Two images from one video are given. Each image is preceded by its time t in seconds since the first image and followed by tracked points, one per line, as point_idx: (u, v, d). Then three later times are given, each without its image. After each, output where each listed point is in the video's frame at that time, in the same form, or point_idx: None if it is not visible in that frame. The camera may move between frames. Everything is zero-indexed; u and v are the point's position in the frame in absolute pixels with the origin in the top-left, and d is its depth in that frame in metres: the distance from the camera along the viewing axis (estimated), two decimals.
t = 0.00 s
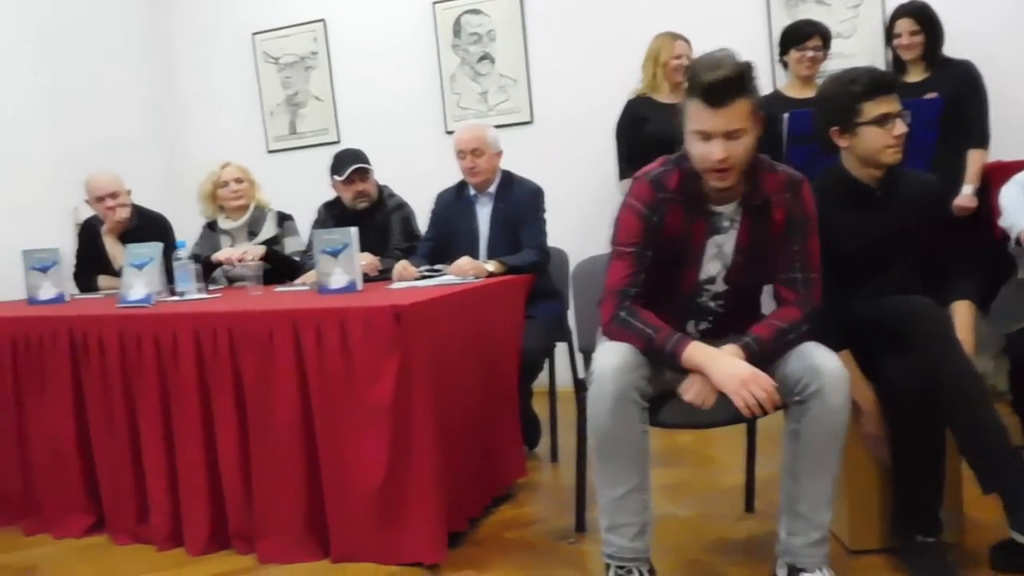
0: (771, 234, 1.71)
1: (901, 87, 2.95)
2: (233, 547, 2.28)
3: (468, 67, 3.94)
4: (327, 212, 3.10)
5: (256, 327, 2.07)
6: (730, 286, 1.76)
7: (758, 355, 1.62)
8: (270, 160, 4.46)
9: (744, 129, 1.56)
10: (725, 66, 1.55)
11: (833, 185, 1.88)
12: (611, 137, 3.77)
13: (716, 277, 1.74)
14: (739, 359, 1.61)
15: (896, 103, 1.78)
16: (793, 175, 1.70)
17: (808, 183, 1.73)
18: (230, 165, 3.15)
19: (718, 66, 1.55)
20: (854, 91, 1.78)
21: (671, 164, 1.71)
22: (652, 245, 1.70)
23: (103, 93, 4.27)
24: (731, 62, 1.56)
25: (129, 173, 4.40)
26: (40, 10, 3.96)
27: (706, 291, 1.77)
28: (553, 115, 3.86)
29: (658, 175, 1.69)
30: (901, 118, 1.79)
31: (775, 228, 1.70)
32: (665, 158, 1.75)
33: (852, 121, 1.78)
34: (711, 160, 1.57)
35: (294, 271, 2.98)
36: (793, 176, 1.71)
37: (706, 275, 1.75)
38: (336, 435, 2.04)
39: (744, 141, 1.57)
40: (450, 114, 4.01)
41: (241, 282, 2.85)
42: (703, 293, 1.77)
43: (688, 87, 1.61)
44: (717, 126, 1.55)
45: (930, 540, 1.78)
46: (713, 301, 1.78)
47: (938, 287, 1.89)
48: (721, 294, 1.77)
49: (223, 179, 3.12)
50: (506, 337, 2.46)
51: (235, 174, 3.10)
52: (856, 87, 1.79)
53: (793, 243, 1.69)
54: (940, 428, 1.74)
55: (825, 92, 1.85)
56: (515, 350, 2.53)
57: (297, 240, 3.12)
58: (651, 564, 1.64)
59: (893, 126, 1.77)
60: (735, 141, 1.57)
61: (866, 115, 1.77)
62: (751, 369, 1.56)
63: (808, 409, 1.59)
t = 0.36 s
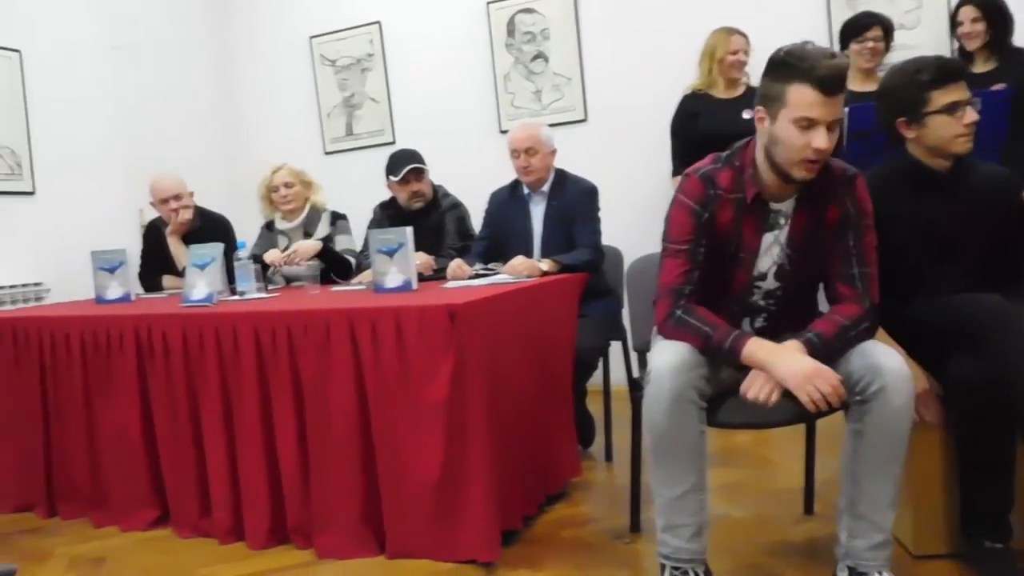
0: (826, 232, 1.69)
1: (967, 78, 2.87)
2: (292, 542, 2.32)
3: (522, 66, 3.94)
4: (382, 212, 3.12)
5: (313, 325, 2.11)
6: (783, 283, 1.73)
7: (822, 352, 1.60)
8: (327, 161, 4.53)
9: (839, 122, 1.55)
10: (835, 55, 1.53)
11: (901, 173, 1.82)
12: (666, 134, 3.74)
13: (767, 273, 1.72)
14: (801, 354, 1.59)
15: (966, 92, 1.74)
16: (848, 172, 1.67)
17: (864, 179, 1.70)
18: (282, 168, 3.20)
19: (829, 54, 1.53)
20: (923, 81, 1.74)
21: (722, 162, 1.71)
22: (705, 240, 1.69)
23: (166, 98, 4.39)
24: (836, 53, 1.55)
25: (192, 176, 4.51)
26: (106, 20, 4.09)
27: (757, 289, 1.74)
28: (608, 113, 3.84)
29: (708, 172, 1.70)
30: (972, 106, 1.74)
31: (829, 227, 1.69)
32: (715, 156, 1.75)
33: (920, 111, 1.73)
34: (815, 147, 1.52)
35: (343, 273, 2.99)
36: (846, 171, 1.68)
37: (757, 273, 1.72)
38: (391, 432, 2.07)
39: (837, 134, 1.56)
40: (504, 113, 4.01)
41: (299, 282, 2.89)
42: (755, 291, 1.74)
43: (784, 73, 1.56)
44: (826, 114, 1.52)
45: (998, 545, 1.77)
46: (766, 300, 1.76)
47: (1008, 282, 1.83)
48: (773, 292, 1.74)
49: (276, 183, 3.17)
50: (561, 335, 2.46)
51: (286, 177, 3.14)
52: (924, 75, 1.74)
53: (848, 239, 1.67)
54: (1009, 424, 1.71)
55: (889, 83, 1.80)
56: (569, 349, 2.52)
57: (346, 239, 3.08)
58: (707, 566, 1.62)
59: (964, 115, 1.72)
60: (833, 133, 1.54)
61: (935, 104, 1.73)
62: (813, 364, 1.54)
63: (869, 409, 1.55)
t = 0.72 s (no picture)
0: (838, 227, 1.70)
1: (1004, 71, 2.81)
2: (319, 535, 2.34)
3: (550, 61, 3.93)
4: (410, 208, 3.12)
5: (342, 319, 2.13)
6: (801, 280, 1.75)
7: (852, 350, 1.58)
8: (356, 156, 4.55)
9: (819, 109, 1.57)
10: (800, 45, 1.57)
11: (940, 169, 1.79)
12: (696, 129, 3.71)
13: (785, 271, 1.75)
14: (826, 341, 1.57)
15: (1001, 83, 1.71)
16: (857, 164, 1.66)
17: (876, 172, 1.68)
18: (316, 161, 3.21)
19: (792, 46, 1.57)
20: (956, 72, 1.72)
21: (728, 158, 1.72)
22: (719, 236, 1.69)
23: (197, 93, 4.43)
24: (803, 43, 1.58)
25: (222, 171, 4.55)
26: (139, 17, 4.14)
27: (776, 287, 1.77)
28: (636, 107, 3.82)
29: (716, 169, 1.71)
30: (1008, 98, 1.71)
31: (840, 220, 1.69)
32: (720, 153, 1.76)
33: (953, 103, 1.71)
34: (793, 138, 1.55)
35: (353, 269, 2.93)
36: (856, 164, 1.67)
37: (775, 271, 1.75)
38: (418, 426, 2.08)
39: (820, 120, 1.57)
40: (531, 107, 4.00)
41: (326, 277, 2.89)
42: (774, 289, 1.76)
43: (756, 72, 1.61)
44: (798, 103, 1.55)
45: None
46: (784, 298, 1.77)
47: None
48: (791, 289, 1.76)
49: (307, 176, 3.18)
50: (587, 331, 2.46)
51: (319, 170, 3.16)
52: (957, 67, 1.72)
53: (863, 233, 1.66)
54: None
55: (923, 76, 1.78)
56: (597, 345, 2.52)
57: (362, 228, 3.05)
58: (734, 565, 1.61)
59: (999, 106, 1.70)
60: (813, 120, 1.56)
61: (969, 96, 1.70)
62: (839, 350, 1.53)
63: (897, 409, 1.53)
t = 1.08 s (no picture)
0: (836, 227, 1.69)
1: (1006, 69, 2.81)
2: (319, 531, 2.34)
3: (552, 57, 3.93)
4: (410, 204, 3.11)
5: (342, 315, 2.13)
6: (798, 278, 1.74)
7: (848, 347, 1.58)
8: (357, 152, 4.55)
9: (820, 106, 1.56)
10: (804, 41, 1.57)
11: (936, 169, 1.80)
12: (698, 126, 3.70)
13: (782, 269, 1.74)
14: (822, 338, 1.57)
15: (1008, 91, 1.69)
16: (853, 164, 1.65)
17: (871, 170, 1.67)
18: (318, 156, 3.21)
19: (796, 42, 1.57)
20: (960, 77, 1.70)
21: (722, 158, 1.72)
22: (716, 235, 1.69)
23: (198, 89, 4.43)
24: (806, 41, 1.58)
25: (223, 167, 4.55)
26: (140, 11, 4.14)
27: (772, 286, 1.76)
28: (637, 104, 3.81)
29: (709, 168, 1.71)
30: (1010, 107, 1.69)
31: (837, 219, 1.68)
32: (716, 153, 1.77)
33: (955, 108, 1.70)
34: (794, 132, 1.54)
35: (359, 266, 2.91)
36: (851, 163, 1.66)
37: (771, 270, 1.74)
38: (419, 422, 2.08)
39: (820, 118, 1.57)
40: (533, 104, 4.00)
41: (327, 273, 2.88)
42: (770, 288, 1.76)
43: (757, 68, 1.60)
44: (801, 98, 1.54)
45: None
46: (781, 297, 1.77)
47: None
48: (788, 288, 1.75)
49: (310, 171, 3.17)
50: (588, 327, 2.46)
51: (322, 165, 3.16)
52: (961, 73, 1.70)
53: (860, 232, 1.66)
54: None
55: (928, 75, 1.77)
56: (597, 343, 2.52)
57: (369, 226, 3.07)
58: (733, 560, 1.62)
59: (1000, 116, 1.69)
60: (813, 117, 1.56)
61: (971, 103, 1.69)
62: (839, 347, 1.54)
63: (896, 407, 1.53)
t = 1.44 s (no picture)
0: (856, 225, 1.68)
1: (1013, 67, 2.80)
2: (321, 525, 2.35)
3: (557, 54, 3.92)
4: (415, 200, 3.10)
5: (346, 311, 2.14)
6: (815, 275, 1.73)
7: (855, 341, 1.58)
8: (361, 147, 4.54)
9: (829, 103, 1.54)
10: (809, 38, 1.54)
11: (937, 168, 1.80)
12: (703, 123, 3.69)
13: (800, 266, 1.72)
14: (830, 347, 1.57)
15: (1012, 97, 1.66)
16: (880, 160, 1.65)
17: (898, 168, 1.67)
18: (332, 149, 3.18)
19: (800, 39, 1.54)
20: (963, 82, 1.66)
21: (747, 153, 1.69)
22: (734, 231, 1.67)
23: (202, 83, 4.44)
24: (813, 37, 1.55)
25: (227, 161, 4.55)
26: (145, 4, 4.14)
27: (789, 283, 1.75)
28: (642, 101, 3.80)
29: (733, 163, 1.68)
30: (1013, 113, 1.67)
31: (860, 216, 1.67)
32: (741, 146, 1.73)
33: (957, 111, 1.68)
34: (799, 134, 1.53)
35: (367, 263, 2.90)
36: (879, 160, 1.65)
37: (788, 267, 1.73)
38: (422, 418, 2.09)
39: (830, 115, 1.54)
40: (537, 100, 3.99)
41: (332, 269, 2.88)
42: (787, 284, 1.75)
43: (768, 66, 1.59)
44: (804, 98, 1.52)
45: None
46: (798, 293, 1.76)
47: None
48: (805, 284, 1.75)
49: (324, 164, 3.14)
50: (592, 325, 2.46)
51: (336, 159, 3.13)
52: (964, 76, 1.66)
53: (880, 227, 1.65)
54: None
55: (935, 73, 1.73)
56: (600, 341, 2.52)
57: (383, 226, 3.08)
58: (734, 559, 1.62)
59: (1000, 121, 1.66)
60: (821, 116, 1.54)
61: (973, 107, 1.67)
62: (843, 358, 1.52)
63: (901, 407, 1.53)
